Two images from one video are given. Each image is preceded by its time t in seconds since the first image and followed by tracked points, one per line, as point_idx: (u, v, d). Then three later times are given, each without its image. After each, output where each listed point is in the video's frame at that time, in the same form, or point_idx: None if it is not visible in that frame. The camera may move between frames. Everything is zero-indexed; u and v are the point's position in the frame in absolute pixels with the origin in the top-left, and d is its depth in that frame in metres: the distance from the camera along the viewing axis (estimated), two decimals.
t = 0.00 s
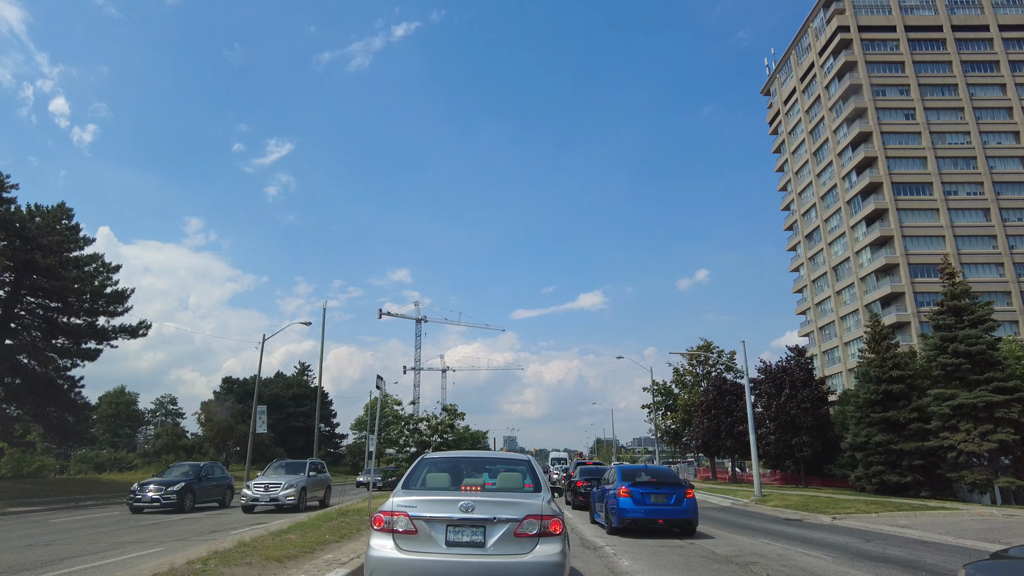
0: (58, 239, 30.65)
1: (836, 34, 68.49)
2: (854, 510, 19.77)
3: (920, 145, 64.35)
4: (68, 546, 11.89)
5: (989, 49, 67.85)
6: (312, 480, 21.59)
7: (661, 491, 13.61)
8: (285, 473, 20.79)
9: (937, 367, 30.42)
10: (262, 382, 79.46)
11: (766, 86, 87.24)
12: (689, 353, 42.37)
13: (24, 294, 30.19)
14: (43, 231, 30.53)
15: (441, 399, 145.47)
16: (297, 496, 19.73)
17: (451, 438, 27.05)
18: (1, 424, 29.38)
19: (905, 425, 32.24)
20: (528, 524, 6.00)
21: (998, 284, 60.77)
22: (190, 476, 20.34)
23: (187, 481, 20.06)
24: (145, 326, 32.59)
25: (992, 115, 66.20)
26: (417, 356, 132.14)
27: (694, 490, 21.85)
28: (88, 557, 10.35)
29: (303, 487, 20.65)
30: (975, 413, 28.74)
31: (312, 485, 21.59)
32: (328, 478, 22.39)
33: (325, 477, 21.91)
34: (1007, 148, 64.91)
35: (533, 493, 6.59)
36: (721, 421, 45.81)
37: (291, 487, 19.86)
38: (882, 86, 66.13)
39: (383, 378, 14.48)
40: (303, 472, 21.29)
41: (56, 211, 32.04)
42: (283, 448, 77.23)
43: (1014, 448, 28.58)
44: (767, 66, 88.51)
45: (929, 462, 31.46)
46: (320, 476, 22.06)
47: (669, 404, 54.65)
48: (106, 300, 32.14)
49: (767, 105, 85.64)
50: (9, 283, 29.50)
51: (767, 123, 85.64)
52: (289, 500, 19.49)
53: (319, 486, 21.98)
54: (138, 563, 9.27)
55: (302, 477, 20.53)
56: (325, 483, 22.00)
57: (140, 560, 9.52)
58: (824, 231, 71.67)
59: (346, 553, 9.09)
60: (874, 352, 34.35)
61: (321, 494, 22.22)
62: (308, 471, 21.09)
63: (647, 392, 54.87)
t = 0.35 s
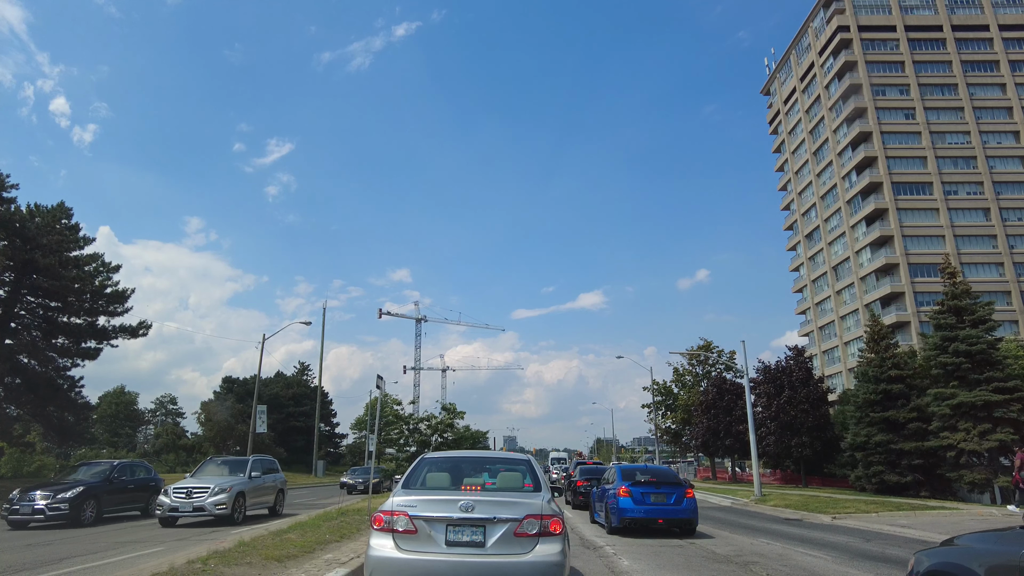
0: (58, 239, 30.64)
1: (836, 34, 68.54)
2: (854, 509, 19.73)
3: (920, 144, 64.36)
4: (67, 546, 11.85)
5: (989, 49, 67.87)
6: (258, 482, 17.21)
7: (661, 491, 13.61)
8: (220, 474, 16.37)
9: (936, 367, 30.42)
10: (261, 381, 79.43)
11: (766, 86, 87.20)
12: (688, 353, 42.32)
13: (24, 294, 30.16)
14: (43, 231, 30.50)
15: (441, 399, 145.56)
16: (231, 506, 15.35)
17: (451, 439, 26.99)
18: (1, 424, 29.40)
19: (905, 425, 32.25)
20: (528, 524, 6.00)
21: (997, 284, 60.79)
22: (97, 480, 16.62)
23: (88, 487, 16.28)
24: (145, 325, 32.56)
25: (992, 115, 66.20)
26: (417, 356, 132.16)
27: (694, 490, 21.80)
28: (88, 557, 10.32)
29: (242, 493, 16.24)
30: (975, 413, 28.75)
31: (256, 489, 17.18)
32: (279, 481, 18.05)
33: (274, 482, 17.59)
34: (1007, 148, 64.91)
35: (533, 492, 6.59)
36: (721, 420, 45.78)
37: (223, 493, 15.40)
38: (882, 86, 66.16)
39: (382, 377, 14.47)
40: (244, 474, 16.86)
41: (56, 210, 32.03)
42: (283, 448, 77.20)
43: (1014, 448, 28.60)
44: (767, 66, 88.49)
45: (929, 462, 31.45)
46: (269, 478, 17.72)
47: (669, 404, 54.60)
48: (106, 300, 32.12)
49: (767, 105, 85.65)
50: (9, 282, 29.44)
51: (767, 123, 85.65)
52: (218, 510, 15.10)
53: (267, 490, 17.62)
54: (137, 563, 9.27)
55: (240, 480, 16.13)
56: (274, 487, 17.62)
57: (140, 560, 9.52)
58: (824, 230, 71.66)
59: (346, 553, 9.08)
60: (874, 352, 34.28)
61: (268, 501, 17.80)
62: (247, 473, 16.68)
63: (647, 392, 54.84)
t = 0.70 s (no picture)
0: (58, 238, 30.67)
1: (836, 34, 68.53)
2: (854, 510, 19.70)
3: (920, 144, 64.35)
4: (66, 545, 11.83)
5: (989, 49, 67.86)
6: (163, 487, 12.67)
7: (661, 491, 13.61)
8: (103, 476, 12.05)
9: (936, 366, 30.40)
10: (261, 381, 79.47)
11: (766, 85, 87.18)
12: (689, 353, 42.29)
13: (24, 293, 30.18)
14: (43, 231, 30.49)
15: (442, 398, 145.74)
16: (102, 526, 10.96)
17: (450, 438, 27.00)
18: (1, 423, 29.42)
19: (905, 425, 32.25)
20: (529, 524, 6.00)
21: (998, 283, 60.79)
22: None
23: None
24: (144, 325, 32.59)
25: (992, 115, 66.20)
26: (417, 355, 132.25)
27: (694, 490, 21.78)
28: (88, 556, 10.31)
29: (130, 504, 11.58)
30: (975, 412, 28.77)
31: (158, 497, 12.62)
32: (200, 482, 13.49)
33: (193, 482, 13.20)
34: (1007, 147, 64.92)
35: (533, 492, 6.58)
36: (720, 420, 45.80)
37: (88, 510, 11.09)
38: (882, 86, 66.16)
39: (382, 377, 14.49)
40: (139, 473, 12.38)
41: (56, 210, 32.04)
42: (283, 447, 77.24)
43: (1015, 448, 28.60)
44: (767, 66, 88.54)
45: (929, 462, 31.45)
46: (181, 481, 13.12)
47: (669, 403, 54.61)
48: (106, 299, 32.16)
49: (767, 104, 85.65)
50: (9, 282, 29.45)
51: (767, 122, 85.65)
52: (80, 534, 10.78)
53: (179, 496, 13.10)
54: (137, 563, 9.24)
55: (129, 487, 11.56)
56: (190, 493, 13.02)
57: (142, 560, 9.53)
58: (824, 230, 71.64)
59: (346, 553, 9.05)
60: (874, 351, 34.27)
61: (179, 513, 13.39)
62: (143, 477, 12.12)
63: (647, 391, 54.80)
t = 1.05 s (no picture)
0: (58, 238, 30.65)
1: (837, 33, 68.51)
2: (854, 509, 19.67)
3: (920, 144, 64.33)
4: (65, 546, 11.80)
5: (989, 48, 67.86)
6: None
7: (661, 491, 13.61)
8: None
9: (936, 366, 30.40)
10: (261, 381, 79.47)
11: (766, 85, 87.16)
12: (688, 352, 42.30)
13: (24, 293, 30.14)
14: (42, 230, 30.48)
15: (442, 398, 145.84)
16: None
17: (450, 438, 26.99)
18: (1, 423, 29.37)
19: (905, 424, 32.26)
20: (528, 523, 6.01)
21: (998, 283, 60.78)
22: None
23: None
24: (144, 324, 32.59)
25: (992, 115, 66.24)
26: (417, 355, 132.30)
27: (695, 490, 21.76)
28: (87, 557, 10.27)
29: None
30: (975, 412, 28.79)
31: None
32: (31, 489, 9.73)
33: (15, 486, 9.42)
34: (1007, 147, 64.93)
35: (533, 492, 6.58)
36: (720, 420, 45.79)
37: None
38: (882, 85, 66.17)
39: (383, 377, 14.52)
40: None
41: (55, 210, 32.02)
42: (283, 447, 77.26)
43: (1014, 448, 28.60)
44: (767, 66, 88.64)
45: (929, 461, 31.46)
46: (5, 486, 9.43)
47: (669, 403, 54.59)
48: (106, 299, 32.15)
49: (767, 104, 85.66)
50: (9, 282, 29.40)
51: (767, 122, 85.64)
52: None
53: None
54: (136, 563, 9.22)
55: None
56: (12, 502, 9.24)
57: (142, 559, 9.52)
58: (824, 229, 71.63)
59: (346, 553, 9.03)
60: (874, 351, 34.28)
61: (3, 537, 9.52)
62: None
63: (647, 391, 54.77)
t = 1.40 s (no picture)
0: (58, 238, 30.65)
1: (836, 33, 68.55)
2: (854, 510, 19.63)
3: (920, 144, 64.36)
4: (65, 545, 11.78)
5: (989, 48, 67.86)
6: None
7: (661, 490, 13.61)
8: None
9: (936, 366, 30.40)
10: (261, 380, 79.55)
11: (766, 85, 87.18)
12: (689, 352, 42.28)
13: (24, 293, 30.16)
14: (43, 230, 30.47)
15: (442, 398, 146.01)
16: None
17: (450, 438, 26.99)
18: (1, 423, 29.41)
19: (904, 423, 32.29)
20: (528, 523, 6.01)
21: (997, 283, 60.78)
22: None
23: None
24: (144, 324, 32.58)
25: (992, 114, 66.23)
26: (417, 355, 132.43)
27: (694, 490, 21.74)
28: (86, 557, 10.25)
29: None
30: (974, 411, 28.79)
31: None
32: None
33: None
34: (1007, 147, 64.92)
35: (533, 492, 6.58)
36: (720, 419, 45.77)
37: None
38: (882, 85, 66.20)
39: (382, 377, 14.53)
40: None
41: (56, 210, 32.03)
42: (283, 447, 77.30)
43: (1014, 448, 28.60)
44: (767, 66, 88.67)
45: (929, 461, 31.46)
46: None
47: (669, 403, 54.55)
48: (106, 299, 32.15)
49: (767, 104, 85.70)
50: (9, 282, 29.41)
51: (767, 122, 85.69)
52: None
53: None
54: (134, 563, 9.19)
55: None
56: None
57: (140, 559, 9.50)
58: (824, 229, 71.65)
59: (346, 553, 9.04)
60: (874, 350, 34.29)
61: None
62: None
63: (647, 391, 54.77)
